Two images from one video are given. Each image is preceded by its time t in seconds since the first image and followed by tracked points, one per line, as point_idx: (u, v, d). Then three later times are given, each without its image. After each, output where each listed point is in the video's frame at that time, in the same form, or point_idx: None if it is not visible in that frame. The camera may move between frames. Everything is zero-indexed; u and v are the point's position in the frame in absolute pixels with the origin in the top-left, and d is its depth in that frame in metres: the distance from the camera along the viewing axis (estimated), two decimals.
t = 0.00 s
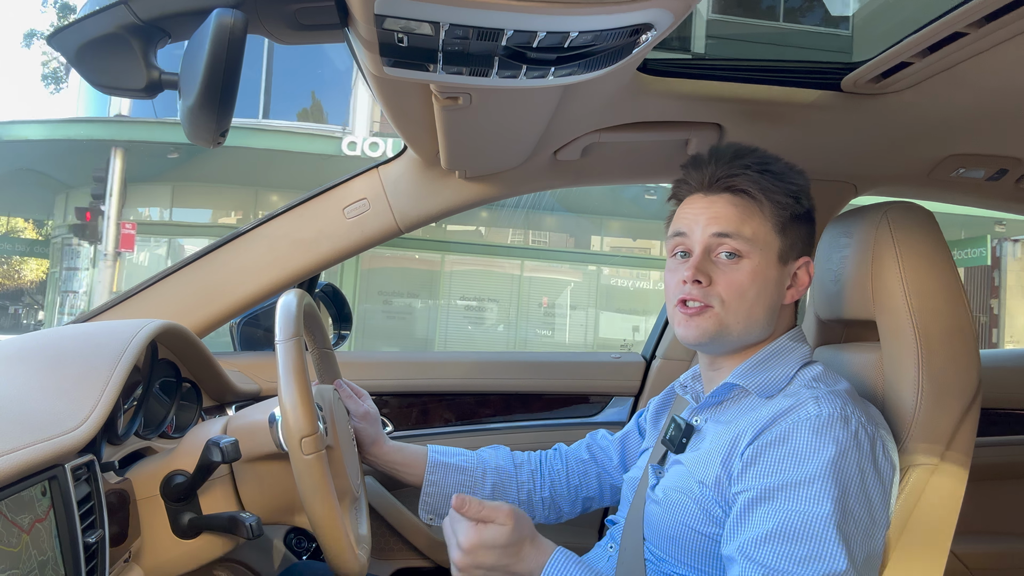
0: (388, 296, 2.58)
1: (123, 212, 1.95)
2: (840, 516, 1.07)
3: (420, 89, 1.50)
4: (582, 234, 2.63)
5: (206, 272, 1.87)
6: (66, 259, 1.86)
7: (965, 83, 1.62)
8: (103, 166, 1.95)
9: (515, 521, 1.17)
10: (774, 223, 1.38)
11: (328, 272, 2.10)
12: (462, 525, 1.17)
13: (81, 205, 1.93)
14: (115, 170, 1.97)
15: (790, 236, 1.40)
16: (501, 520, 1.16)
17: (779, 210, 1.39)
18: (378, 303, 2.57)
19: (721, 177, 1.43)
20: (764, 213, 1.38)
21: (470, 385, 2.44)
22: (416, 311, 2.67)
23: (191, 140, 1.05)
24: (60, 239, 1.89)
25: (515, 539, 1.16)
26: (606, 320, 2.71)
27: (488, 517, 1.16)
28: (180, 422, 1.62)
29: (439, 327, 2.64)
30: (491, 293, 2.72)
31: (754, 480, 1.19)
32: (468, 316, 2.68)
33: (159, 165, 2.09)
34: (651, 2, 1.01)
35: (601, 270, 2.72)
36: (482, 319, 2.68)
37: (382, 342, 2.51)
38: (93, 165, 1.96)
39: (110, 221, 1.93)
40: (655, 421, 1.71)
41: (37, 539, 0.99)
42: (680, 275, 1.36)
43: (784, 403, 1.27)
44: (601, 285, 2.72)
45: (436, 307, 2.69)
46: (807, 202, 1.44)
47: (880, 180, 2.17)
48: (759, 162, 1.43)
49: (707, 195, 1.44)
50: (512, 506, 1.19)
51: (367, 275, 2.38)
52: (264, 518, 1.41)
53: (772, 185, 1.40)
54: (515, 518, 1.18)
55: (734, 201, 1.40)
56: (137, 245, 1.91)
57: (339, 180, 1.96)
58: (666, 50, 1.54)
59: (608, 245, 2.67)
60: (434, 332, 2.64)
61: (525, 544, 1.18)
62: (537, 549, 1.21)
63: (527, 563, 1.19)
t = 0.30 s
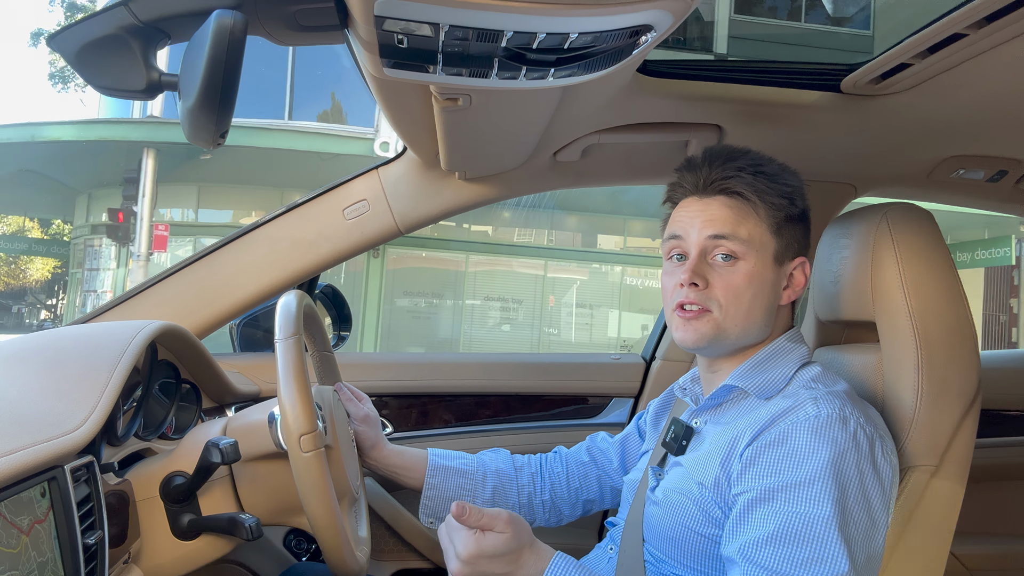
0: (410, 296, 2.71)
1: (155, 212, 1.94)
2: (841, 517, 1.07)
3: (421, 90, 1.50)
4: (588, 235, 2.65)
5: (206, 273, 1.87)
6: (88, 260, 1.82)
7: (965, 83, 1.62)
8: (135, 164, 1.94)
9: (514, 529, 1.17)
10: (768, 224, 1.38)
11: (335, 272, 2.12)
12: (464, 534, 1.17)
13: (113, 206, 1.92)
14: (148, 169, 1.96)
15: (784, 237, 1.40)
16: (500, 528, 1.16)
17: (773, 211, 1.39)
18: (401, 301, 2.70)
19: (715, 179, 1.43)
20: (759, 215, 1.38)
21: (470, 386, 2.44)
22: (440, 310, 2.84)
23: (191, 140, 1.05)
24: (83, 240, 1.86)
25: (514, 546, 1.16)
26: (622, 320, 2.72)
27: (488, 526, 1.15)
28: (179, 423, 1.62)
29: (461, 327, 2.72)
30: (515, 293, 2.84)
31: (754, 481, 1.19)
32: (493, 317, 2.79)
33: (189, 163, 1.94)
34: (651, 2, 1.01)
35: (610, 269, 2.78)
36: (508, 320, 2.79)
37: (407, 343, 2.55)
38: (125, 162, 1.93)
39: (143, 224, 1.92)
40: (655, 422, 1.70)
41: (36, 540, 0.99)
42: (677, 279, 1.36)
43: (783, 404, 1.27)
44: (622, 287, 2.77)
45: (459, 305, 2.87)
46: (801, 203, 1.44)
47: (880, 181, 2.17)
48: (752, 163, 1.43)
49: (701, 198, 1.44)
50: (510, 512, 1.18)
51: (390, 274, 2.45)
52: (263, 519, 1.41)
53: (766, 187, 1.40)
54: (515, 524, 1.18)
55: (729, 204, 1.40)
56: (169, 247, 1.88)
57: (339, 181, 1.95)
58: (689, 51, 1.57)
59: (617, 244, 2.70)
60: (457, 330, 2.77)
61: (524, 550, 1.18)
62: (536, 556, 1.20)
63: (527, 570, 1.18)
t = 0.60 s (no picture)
0: (429, 295, 2.67)
1: (180, 213, 2.04)
2: (841, 516, 1.07)
3: (420, 89, 1.50)
4: (593, 233, 2.61)
5: (206, 273, 1.87)
6: (105, 261, 1.86)
7: (965, 83, 1.62)
8: (160, 167, 2.04)
9: (515, 527, 1.17)
10: (763, 223, 1.38)
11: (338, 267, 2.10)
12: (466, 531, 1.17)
13: (138, 207, 2.03)
14: (172, 171, 2.06)
15: (781, 235, 1.40)
16: (501, 525, 1.16)
17: (767, 209, 1.39)
18: (420, 301, 2.67)
19: (711, 178, 1.43)
20: (754, 213, 1.39)
21: (470, 386, 2.44)
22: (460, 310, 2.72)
23: (191, 140, 1.05)
24: (101, 240, 1.92)
25: (515, 544, 1.16)
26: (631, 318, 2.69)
27: (489, 522, 1.15)
28: (179, 422, 1.63)
29: (481, 328, 2.68)
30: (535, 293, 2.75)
31: (753, 480, 1.19)
32: (513, 316, 2.73)
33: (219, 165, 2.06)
34: (651, 2, 1.01)
35: (617, 269, 2.72)
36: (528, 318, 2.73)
37: (427, 343, 2.56)
38: (137, 166, 1.99)
39: (169, 225, 2.01)
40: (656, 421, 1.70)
41: (37, 540, 0.99)
42: (672, 277, 1.37)
43: (783, 403, 1.27)
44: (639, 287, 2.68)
45: (481, 306, 2.72)
46: (797, 201, 1.44)
47: (880, 180, 2.17)
48: (748, 162, 1.43)
49: (698, 197, 1.44)
50: (510, 510, 1.18)
51: (408, 273, 2.50)
52: (264, 518, 1.41)
53: (762, 185, 1.40)
54: (515, 522, 1.18)
55: (725, 203, 1.40)
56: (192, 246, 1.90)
57: (338, 181, 1.96)
58: (706, 52, 1.59)
59: (621, 242, 2.66)
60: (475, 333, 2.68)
61: (525, 548, 1.18)
62: (536, 555, 1.20)
63: (527, 568, 1.18)
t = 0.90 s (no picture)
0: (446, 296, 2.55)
1: (200, 213, 1.92)
2: (840, 517, 1.07)
3: (420, 90, 1.50)
4: (597, 232, 2.52)
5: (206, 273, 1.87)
6: (119, 260, 1.82)
7: (965, 84, 1.62)
8: (178, 168, 1.86)
9: (514, 529, 1.17)
10: (746, 225, 1.38)
11: (338, 269, 2.10)
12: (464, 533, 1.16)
13: (157, 208, 1.89)
14: (191, 172, 1.88)
15: (767, 236, 1.39)
16: (500, 528, 1.16)
17: (750, 211, 1.39)
18: (435, 301, 2.54)
19: (697, 180, 1.45)
20: (738, 215, 1.39)
21: (470, 387, 2.44)
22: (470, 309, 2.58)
23: (192, 141, 1.05)
24: (113, 241, 1.81)
25: (514, 546, 1.16)
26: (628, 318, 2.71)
27: (488, 525, 1.15)
28: (179, 423, 1.63)
29: (495, 327, 2.59)
30: (546, 292, 2.63)
31: (753, 480, 1.19)
32: (527, 317, 2.63)
33: (236, 168, 1.92)
34: (652, 3, 1.01)
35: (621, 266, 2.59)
36: (544, 318, 2.64)
37: (440, 343, 2.52)
38: (138, 165, 1.87)
39: (189, 226, 1.90)
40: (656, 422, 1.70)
41: (37, 540, 1.00)
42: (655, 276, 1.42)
43: (782, 404, 1.27)
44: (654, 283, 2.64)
45: (497, 307, 2.60)
46: (790, 201, 1.42)
47: (879, 181, 2.17)
48: (732, 165, 1.43)
49: (688, 199, 1.47)
50: (509, 513, 1.18)
51: (419, 271, 2.37)
52: (263, 519, 1.41)
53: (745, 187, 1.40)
54: (514, 525, 1.18)
55: (709, 206, 1.42)
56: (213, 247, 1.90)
57: (339, 181, 1.96)
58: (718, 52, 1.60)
59: (627, 241, 2.55)
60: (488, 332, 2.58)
61: (524, 551, 1.18)
62: (536, 557, 1.20)
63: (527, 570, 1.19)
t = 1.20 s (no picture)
0: (457, 297, 2.67)
1: (214, 214, 1.93)
2: (837, 515, 1.07)
3: (420, 89, 1.50)
4: (602, 231, 2.58)
5: (206, 273, 1.87)
6: (127, 260, 1.83)
7: (965, 83, 1.62)
8: (191, 169, 1.89)
9: (510, 532, 1.17)
10: (732, 223, 1.41)
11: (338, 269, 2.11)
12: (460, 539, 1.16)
13: (169, 210, 1.91)
14: (204, 172, 1.90)
15: (754, 236, 1.40)
16: (495, 533, 1.16)
17: (738, 210, 1.42)
18: (448, 302, 2.68)
19: (697, 179, 1.49)
20: (726, 214, 1.42)
21: (470, 386, 2.44)
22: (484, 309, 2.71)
23: (191, 141, 1.05)
24: (122, 241, 1.84)
25: (511, 549, 1.17)
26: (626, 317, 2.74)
27: (484, 529, 1.15)
28: (179, 422, 1.63)
29: (506, 328, 2.69)
30: (555, 293, 2.75)
31: (751, 478, 1.19)
32: (537, 317, 2.75)
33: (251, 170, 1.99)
34: (651, 2, 1.01)
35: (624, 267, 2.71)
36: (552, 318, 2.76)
37: (452, 343, 2.59)
38: (138, 164, 1.88)
39: (201, 226, 1.91)
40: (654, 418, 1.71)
41: (37, 540, 1.00)
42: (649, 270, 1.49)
43: (779, 401, 1.28)
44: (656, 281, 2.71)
45: (508, 307, 2.72)
46: (785, 202, 1.41)
47: (879, 180, 2.17)
48: (726, 164, 1.46)
49: (688, 198, 1.51)
50: (504, 516, 1.18)
51: (434, 274, 2.56)
52: (263, 519, 1.41)
53: (734, 188, 1.42)
54: (509, 528, 1.18)
55: (700, 205, 1.46)
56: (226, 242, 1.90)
57: (339, 181, 1.96)
58: (728, 52, 1.60)
59: (629, 242, 2.63)
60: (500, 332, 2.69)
61: (521, 553, 1.19)
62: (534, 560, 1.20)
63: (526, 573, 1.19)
